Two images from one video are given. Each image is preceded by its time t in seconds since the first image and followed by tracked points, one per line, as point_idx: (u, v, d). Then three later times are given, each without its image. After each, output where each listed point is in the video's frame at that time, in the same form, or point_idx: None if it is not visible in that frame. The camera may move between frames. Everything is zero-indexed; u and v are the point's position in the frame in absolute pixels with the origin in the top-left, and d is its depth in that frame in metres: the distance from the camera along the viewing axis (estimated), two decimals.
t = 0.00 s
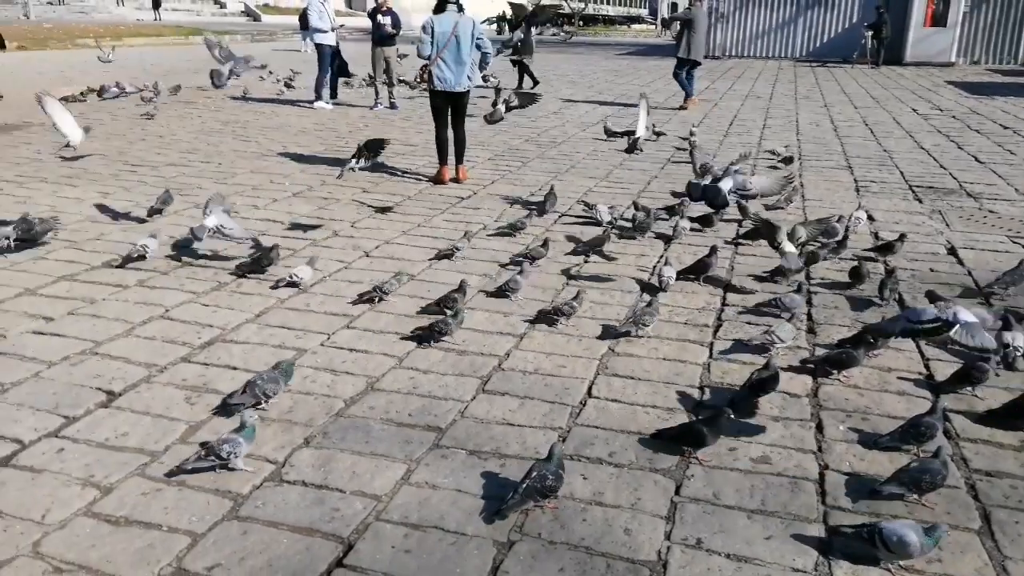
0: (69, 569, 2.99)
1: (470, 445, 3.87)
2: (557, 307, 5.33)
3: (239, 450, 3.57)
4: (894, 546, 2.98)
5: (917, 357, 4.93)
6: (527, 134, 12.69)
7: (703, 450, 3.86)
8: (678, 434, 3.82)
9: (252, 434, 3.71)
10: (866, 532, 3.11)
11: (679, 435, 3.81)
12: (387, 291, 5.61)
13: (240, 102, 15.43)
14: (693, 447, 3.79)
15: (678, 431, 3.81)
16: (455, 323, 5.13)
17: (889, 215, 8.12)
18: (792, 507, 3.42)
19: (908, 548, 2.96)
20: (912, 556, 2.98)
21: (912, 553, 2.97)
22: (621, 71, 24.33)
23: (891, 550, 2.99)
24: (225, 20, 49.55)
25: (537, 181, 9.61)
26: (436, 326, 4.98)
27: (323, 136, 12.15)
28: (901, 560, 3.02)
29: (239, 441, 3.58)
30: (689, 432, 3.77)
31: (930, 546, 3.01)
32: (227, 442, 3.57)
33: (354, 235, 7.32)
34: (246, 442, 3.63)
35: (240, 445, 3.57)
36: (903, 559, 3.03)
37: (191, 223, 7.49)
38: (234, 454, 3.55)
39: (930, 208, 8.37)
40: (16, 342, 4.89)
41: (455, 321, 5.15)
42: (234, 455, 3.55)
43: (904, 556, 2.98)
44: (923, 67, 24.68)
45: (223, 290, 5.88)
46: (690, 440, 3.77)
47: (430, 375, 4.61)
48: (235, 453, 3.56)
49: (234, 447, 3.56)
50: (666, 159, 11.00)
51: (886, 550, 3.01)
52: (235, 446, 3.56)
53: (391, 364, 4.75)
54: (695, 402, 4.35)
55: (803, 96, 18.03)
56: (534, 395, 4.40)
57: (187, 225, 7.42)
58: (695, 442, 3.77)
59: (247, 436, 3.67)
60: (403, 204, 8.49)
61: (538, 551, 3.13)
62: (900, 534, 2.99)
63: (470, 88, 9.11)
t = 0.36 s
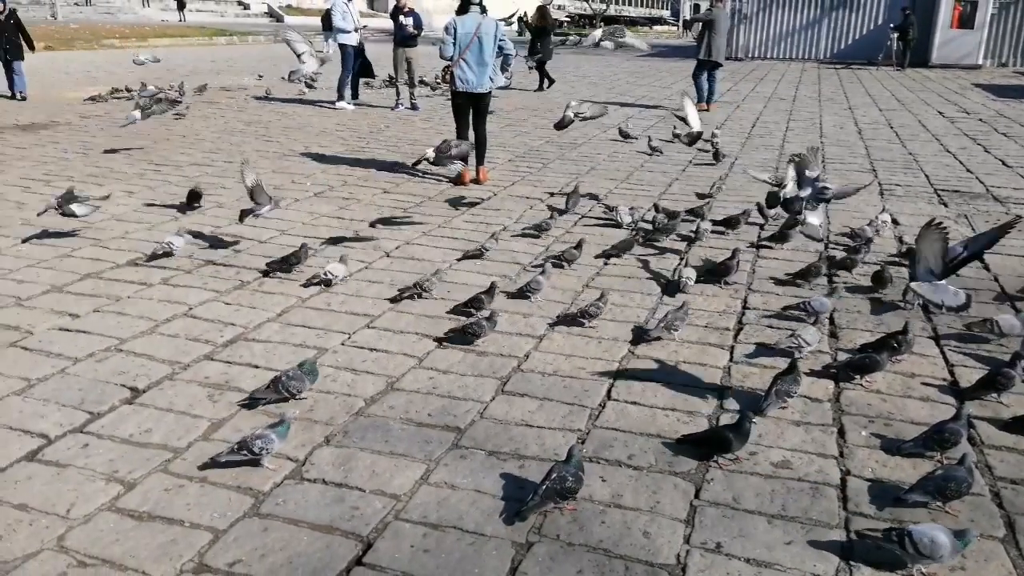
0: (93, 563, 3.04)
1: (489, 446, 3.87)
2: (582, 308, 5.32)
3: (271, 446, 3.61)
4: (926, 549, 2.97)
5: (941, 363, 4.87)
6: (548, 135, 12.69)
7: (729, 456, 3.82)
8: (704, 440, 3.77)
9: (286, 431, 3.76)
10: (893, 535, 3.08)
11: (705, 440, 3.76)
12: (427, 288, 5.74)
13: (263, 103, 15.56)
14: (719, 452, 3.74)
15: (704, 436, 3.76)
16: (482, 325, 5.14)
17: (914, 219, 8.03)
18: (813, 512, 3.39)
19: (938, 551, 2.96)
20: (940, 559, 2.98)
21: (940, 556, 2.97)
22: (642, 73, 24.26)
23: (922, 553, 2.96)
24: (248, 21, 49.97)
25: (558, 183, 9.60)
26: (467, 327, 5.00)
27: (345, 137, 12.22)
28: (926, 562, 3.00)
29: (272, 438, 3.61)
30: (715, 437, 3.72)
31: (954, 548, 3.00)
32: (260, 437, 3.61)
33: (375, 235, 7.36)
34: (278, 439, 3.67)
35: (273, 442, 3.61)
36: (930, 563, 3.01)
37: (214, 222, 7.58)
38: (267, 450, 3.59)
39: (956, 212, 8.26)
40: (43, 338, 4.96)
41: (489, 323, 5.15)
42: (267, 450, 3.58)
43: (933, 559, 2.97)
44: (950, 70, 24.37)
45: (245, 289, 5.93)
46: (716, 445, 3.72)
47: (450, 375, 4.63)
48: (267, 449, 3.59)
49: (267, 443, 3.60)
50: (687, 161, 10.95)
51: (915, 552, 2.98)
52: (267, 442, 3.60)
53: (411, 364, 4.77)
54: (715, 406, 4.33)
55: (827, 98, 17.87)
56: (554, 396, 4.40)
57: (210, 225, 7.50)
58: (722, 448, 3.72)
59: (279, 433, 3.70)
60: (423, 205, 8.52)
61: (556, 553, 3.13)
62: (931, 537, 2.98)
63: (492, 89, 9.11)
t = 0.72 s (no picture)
0: (105, 560, 3.06)
1: (498, 447, 3.87)
2: (598, 311, 5.31)
3: (289, 445, 3.63)
4: (943, 554, 2.97)
5: (953, 368, 4.84)
6: (558, 138, 12.69)
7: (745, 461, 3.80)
8: (721, 447, 3.74)
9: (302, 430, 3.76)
10: (910, 542, 3.09)
11: (721, 447, 3.74)
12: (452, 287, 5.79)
13: (274, 104, 15.63)
14: (736, 459, 3.71)
15: (720, 443, 3.74)
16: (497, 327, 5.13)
17: (927, 223, 7.99)
18: (824, 517, 3.38)
19: (955, 556, 2.96)
20: (958, 563, 2.98)
21: (956, 560, 2.98)
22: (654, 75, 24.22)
23: (939, 557, 2.97)
24: (261, 23, 50.22)
25: (568, 185, 9.60)
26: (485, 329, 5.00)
27: (356, 138, 12.26)
28: (944, 566, 3.00)
29: (288, 437, 3.62)
30: (731, 444, 3.69)
31: (971, 552, 3.00)
32: (277, 436, 3.62)
33: (386, 236, 7.38)
34: (296, 438, 3.68)
35: (289, 439, 3.63)
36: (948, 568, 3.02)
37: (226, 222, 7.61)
38: (284, 449, 3.61)
39: (969, 216, 8.21)
40: (56, 337, 5.00)
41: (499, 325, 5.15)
42: (283, 449, 3.59)
43: (948, 563, 2.98)
44: (963, 73, 24.23)
45: (256, 289, 5.95)
46: (733, 453, 3.69)
47: (460, 377, 4.63)
48: (284, 448, 3.61)
49: (283, 441, 3.61)
50: (698, 164, 10.93)
51: (932, 557, 2.99)
52: (284, 440, 3.61)
53: (421, 365, 4.78)
54: (726, 409, 4.31)
55: (839, 101, 17.81)
56: (563, 398, 4.40)
57: (222, 225, 7.53)
58: (739, 455, 3.69)
59: (297, 432, 3.72)
60: (434, 206, 8.54)
61: (566, 555, 3.13)
62: (948, 542, 2.99)
63: (503, 91, 9.15)
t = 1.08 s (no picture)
0: (121, 557, 3.08)
1: (511, 449, 3.87)
2: (619, 312, 5.31)
3: (314, 441, 3.66)
4: (968, 562, 2.95)
5: (970, 372, 4.80)
6: (572, 139, 12.68)
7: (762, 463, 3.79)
8: (741, 448, 3.72)
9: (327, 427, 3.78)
10: (933, 553, 3.05)
11: (741, 449, 3.72)
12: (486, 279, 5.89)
13: (290, 105, 15.71)
14: (755, 460, 3.70)
15: (740, 444, 3.72)
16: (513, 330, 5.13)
17: (944, 226, 7.93)
18: (838, 521, 3.36)
19: (980, 563, 2.94)
20: (984, 568, 2.96)
21: (982, 566, 2.95)
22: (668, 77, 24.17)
23: (965, 566, 2.95)
24: (277, 25, 50.51)
25: (582, 186, 9.60)
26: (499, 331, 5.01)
27: (371, 139, 12.30)
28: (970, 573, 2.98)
29: (314, 433, 3.66)
30: (752, 446, 3.68)
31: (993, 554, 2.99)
32: (303, 432, 3.66)
33: (400, 237, 7.40)
34: (321, 434, 3.72)
35: (316, 437, 3.65)
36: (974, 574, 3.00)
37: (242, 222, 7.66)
38: (310, 445, 3.64)
39: (987, 219, 8.13)
40: (73, 335, 5.05)
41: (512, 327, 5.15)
42: (309, 444, 3.63)
43: (975, 569, 2.95)
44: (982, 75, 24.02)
45: (271, 289, 5.98)
46: (753, 454, 3.68)
47: (473, 377, 4.64)
48: (309, 443, 3.64)
49: (310, 437, 3.65)
50: (713, 166, 10.89)
51: (958, 567, 2.96)
52: (311, 436, 3.64)
53: (434, 365, 4.79)
54: (739, 412, 4.30)
55: (856, 103, 17.70)
56: (576, 400, 4.39)
57: (238, 225, 7.58)
58: (760, 457, 3.68)
59: (321, 428, 3.75)
60: (448, 207, 8.55)
61: (578, 557, 3.12)
62: (972, 548, 2.96)
63: (518, 92, 9.15)
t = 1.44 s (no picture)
0: (135, 555, 3.11)
1: (522, 450, 3.88)
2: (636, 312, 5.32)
3: (334, 438, 3.68)
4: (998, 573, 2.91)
5: (984, 375, 4.76)
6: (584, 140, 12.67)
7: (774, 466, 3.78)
8: (756, 450, 3.70)
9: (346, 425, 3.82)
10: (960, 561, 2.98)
11: (757, 451, 3.70)
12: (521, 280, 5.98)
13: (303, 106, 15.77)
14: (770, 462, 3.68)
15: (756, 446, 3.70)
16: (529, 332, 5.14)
17: (958, 228, 7.87)
18: (851, 524, 3.34)
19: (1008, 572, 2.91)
20: None
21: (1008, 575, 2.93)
22: (680, 78, 24.11)
23: None
24: (290, 27, 50.73)
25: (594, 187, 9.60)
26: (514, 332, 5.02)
27: (383, 140, 12.34)
28: None
29: (333, 431, 3.67)
30: (769, 448, 3.66)
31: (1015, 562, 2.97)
32: (323, 431, 3.67)
33: (412, 237, 7.42)
34: (340, 432, 3.74)
35: (334, 434, 3.67)
36: None
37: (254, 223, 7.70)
38: (330, 443, 3.65)
39: (1002, 222, 8.07)
40: (88, 334, 5.09)
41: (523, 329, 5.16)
42: (329, 443, 3.64)
43: None
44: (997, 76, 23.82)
45: (283, 289, 6.01)
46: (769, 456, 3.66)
47: (484, 378, 4.65)
48: (330, 441, 3.66)
49: (329, 436, 3.66)
50: (725, 167, 10.85)
51: None
52: (330, 435, 3.66)
53: (445, 366, 4.80)
54: (751, 414, 4.29)
55: (869, 105, 17.60)
56: (587, 401, 4.39)
57: (250, 225, 7.62)
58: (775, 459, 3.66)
59: (339, 427, 3.77)
60: (459, 208, 8.57)
61: (589, 559, 3.13)
62: (1001, 558, 2.92)
63: (530, 94, 9.15)
